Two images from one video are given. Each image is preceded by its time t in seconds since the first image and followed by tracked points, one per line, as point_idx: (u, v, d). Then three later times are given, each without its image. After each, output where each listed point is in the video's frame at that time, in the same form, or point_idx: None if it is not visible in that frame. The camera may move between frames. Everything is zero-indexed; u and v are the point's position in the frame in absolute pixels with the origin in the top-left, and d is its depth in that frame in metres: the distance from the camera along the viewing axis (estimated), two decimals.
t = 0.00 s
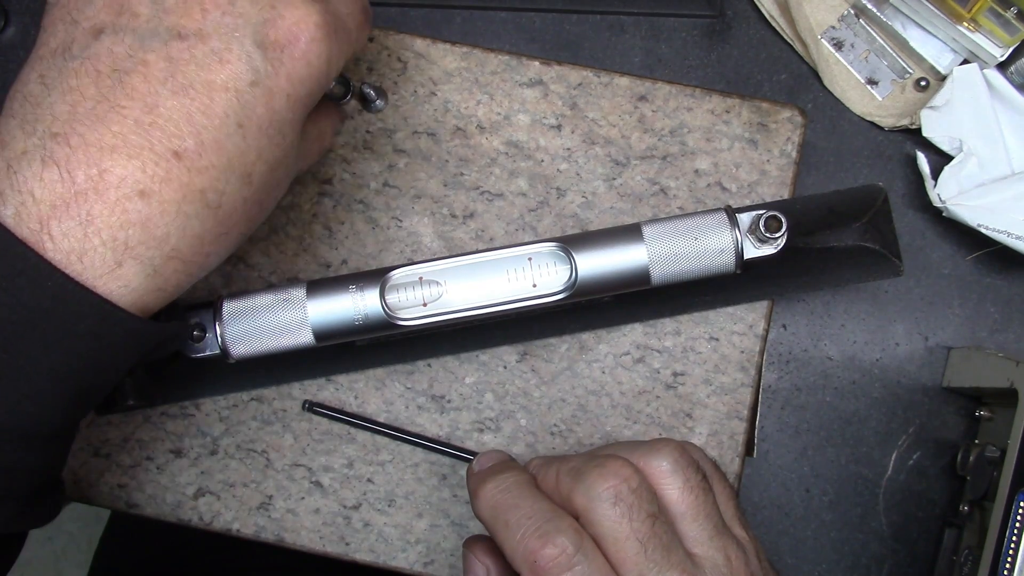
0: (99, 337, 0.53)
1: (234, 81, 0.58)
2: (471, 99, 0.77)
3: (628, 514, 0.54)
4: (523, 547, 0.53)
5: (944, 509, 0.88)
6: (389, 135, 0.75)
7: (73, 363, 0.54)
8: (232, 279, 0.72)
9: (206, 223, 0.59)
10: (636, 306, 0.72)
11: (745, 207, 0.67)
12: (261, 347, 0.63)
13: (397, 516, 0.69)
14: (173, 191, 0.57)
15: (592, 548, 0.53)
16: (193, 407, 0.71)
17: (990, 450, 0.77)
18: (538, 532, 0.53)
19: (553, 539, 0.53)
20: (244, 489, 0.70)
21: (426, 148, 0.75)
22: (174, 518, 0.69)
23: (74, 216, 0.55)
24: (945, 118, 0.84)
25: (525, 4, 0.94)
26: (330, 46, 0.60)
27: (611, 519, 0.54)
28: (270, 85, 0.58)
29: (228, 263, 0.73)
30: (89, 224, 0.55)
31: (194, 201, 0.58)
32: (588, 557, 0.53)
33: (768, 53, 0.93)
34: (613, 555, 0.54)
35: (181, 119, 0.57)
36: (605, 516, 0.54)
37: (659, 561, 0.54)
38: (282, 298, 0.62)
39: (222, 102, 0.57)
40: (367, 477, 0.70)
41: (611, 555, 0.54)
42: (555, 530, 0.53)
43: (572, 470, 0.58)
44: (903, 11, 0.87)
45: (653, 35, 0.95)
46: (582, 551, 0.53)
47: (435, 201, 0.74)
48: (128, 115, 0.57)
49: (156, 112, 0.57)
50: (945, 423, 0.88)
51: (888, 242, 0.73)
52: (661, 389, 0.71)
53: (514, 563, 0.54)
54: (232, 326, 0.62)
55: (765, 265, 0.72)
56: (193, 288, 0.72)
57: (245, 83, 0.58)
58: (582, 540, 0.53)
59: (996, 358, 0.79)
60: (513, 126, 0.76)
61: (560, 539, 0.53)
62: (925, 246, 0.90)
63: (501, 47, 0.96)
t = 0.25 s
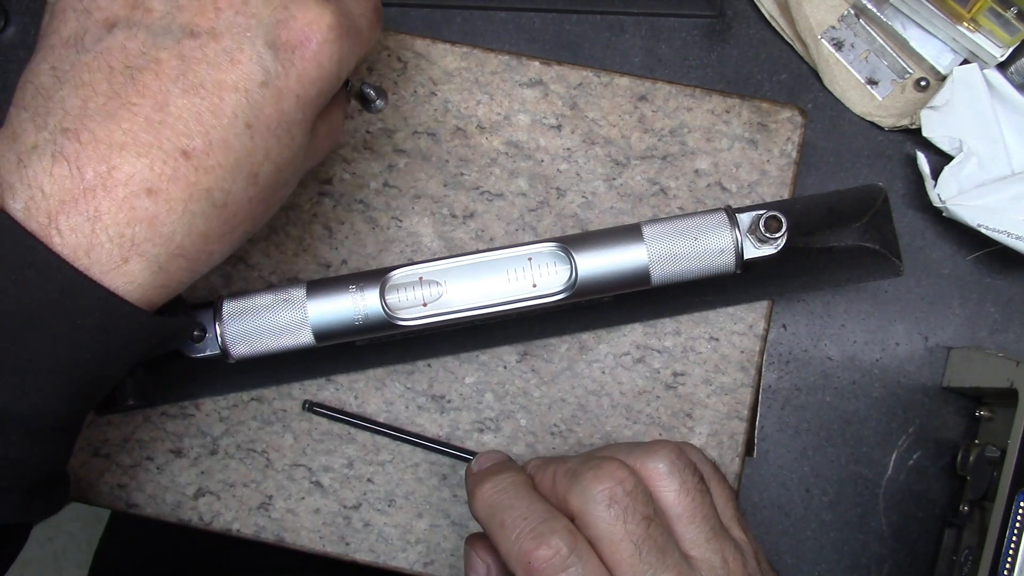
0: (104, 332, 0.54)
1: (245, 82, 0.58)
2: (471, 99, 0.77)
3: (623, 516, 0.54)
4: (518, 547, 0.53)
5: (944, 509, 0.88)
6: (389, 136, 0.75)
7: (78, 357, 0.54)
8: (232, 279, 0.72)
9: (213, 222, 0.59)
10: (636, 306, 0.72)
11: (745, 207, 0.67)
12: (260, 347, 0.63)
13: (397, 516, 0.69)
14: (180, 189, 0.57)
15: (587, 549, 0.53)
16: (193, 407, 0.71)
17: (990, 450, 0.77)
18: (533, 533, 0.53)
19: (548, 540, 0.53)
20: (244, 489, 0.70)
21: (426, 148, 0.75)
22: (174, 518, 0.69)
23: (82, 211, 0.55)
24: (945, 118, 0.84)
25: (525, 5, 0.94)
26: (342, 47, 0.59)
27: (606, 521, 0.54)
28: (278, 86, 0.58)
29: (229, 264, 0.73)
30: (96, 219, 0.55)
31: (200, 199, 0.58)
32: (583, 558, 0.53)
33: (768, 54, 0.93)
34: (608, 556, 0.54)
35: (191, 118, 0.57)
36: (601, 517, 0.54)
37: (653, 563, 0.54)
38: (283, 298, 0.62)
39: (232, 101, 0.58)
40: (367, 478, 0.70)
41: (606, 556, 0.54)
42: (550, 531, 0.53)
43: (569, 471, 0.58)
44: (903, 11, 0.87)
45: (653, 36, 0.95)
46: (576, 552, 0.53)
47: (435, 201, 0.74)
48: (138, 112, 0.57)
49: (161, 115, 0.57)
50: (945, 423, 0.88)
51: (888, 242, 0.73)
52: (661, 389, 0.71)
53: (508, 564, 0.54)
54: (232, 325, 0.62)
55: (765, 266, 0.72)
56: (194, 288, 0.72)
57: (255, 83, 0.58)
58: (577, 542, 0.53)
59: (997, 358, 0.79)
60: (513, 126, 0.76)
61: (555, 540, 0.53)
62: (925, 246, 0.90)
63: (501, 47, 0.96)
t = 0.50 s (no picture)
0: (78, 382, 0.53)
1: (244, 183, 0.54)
2: (472, 99, 0.77)
3: (627, 517, 0.54)
4: (521, 549, 0.53)
5: (944, 509, 0.87)
6: (389, 136, 0.75)
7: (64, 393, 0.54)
8: (232, 279, 0.72)
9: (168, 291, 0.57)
10: (637, 306, 0.72)
11: (745, 207, 0.67)
12: (260, 347, 0.63)
13: (397, 516, 0.69)
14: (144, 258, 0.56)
15: (590, 550, 0.53)
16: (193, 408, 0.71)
17: (990, 450, 0.77)
18: (537, 535, 0.53)
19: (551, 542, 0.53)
20: (244, 489, 0.70)
21: (426, 148, 0.75)
22: (174, 518, 0.69)
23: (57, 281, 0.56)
24: (945, 118, 0.84)
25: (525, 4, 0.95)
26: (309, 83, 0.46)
27: (610, 522, 0.54)
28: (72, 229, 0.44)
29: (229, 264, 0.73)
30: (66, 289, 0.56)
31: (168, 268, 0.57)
32: (586, 559, 0.53)
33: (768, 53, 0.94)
34: (611, 558, 0.54)
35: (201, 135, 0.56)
36: (603, 520, 0.54)
37: (657, 565, 0.54)
38: (283, 299, 0.62)
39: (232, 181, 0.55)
40: (367, 477, 0.70)
41: (609, 558, 0.54)
42: (554, 534, 0.53)
43: (572, 474, 0.58)
44: (903, 11, 0.87)
45: (652, 36, 0.95)
46: (580, 553, 0.53)
47: (436, 201, 0.74)
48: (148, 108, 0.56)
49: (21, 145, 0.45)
50: (945, 424, 0.88)
51: (888, 242, 0.73)
52: (661, 389, 0.71)
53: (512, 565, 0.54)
54: (231, 326, 0.62)
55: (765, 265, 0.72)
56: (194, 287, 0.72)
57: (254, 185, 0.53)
58: (581, 544, 0.53)
59: (997, 358, 0.79)
60: (513, 126, 0.76)
61: (558, 542, 0.53)
62: (925, 246, 0.90)
63: (501, 47, 0.96)
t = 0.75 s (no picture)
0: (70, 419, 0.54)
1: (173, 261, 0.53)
2: (471, 99, 0.77)
3: (628, 518, 0.54)
4: (522, 548, 0.53)
5: (944, 509, 0.87)
6: (389, 136, 0.75)
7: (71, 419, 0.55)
8: (232, 279, 0.72)
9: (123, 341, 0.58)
10: (637, 306, 0.72)
11: (744, 207, 0.67)
12: (260, 347, 0.63)
13: (397, 516, 0.69)
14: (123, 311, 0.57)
15: (591, 550, 0.53)
16: (193, 407, 0.71)
17: (990, 450, 0.77)
18: (538, 534, 0.53)
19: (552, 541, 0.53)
20: (244, 489, 0.70)
21: (426, 148, 0.75)
22: (174, 518, 0.69)
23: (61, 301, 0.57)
24: (945, 118, 0.84)
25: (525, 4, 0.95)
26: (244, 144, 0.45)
27: (611, 522, 0.54)
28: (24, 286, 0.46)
29: (229, 264, 0.73)
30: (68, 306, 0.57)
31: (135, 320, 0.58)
32: (587, 559, 0.53)
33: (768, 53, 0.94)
34: (612, 558, 0.54)
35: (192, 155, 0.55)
36: (604, 520, 0.54)
37: (658, 565, 0.54)
38: (282, 298, 0.62)
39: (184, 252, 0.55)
40: (367, 477, 0.70)
41: (610, 557, 0.54)
42: (555, 533, 0.53)
43: (573, 473, 0.58)
44: (903, 11, 0.87)
45: (652, 36, 0.95)
46: (581, 553, 0.53)
47: (435, 201, 0.74)
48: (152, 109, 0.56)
49: None
50: (945, 424, 0.88)
51: (888, 242, 0.73)
52: (661, 389, 0.71)
53: (512, 564, 0.54)
54: (231, 326, 0.62)
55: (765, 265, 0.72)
56: (194, 287, 0.73)
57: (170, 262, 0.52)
58: (581, 544, 0.53)
59: (997, 358, 0.79)
60: (513, 126, 0.76)
61: (559, 542, 0.53)
62: (925, 246, 0.90)
63: (501, 47, 0.96)
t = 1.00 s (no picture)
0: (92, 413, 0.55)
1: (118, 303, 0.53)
2: (471, 99, 0.77)
3: (628, 517, 0.54)
4: (522, 545, 0.53)
5: (944, 509, 0.87)
6: (389, 136, 0.75)
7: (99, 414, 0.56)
8: (232, 279, 0.72)
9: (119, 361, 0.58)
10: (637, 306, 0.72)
11: (745, 207, 0.67)
12: (259, 347, 0.63)
13: (397, 516, 0.69)
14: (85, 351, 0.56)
15: (590, 549, 0.53)
16: (193, 407, 0.71)
17: (990, 450, 0.77)
18: (537, 531, 0.53)
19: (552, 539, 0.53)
20: (244, 489, 0.70)
21: (426, 148, 0.75)
22: (174, 518, 0.69)
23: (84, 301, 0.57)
24: (945, 118, 0.84)
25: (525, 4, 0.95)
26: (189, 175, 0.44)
27: (611, 521, 0.54)
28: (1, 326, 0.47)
29: (229, 264, 0.73)
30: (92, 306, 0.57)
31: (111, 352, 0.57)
32: (586, 558, 0.53)
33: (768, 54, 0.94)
34: (611, 557, 0.54)
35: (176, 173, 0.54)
36: (604, 519, 0.54)
37: (657, 565, 0.54)
38: (283, 298, 0.62)
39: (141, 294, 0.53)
40: (367, 478, 0.70)
41: (609, 556, 0.54)
42: (555, 531, 0.53)
43: (575, 471, 0.58)
44: (903, 11, 0.87)
45: (652, 36, 0.95)
46: (581, 551, 0.53)
47: (435, 201, 0.74)
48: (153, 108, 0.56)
49: None
50: (945, 424, 0.88)
51: (888, 242, 0.73)
52: (661, 389, 0.71)
53: (512, 561, 0.54)
54: (231, 326, 0.62)
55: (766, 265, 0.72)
56: (194, 288, 0.73)
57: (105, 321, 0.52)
58: (581, 542, 0.53)
59: (997, 358, 0.79)
60: (513, 126, 0.76)
61: (559, 539, 0.53)
62: (925, 246, 0.90)
63: (501, 47, 0.96)
